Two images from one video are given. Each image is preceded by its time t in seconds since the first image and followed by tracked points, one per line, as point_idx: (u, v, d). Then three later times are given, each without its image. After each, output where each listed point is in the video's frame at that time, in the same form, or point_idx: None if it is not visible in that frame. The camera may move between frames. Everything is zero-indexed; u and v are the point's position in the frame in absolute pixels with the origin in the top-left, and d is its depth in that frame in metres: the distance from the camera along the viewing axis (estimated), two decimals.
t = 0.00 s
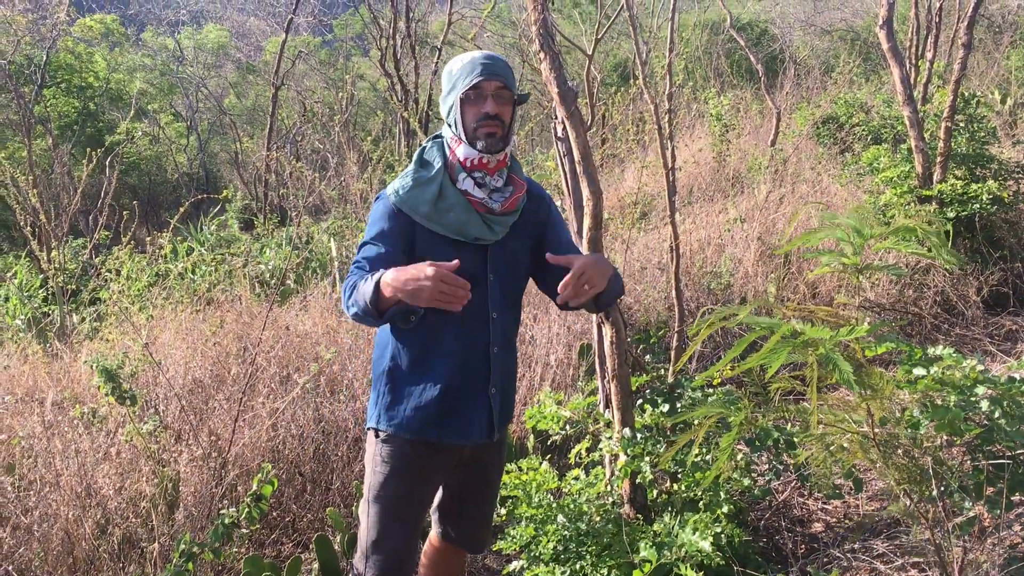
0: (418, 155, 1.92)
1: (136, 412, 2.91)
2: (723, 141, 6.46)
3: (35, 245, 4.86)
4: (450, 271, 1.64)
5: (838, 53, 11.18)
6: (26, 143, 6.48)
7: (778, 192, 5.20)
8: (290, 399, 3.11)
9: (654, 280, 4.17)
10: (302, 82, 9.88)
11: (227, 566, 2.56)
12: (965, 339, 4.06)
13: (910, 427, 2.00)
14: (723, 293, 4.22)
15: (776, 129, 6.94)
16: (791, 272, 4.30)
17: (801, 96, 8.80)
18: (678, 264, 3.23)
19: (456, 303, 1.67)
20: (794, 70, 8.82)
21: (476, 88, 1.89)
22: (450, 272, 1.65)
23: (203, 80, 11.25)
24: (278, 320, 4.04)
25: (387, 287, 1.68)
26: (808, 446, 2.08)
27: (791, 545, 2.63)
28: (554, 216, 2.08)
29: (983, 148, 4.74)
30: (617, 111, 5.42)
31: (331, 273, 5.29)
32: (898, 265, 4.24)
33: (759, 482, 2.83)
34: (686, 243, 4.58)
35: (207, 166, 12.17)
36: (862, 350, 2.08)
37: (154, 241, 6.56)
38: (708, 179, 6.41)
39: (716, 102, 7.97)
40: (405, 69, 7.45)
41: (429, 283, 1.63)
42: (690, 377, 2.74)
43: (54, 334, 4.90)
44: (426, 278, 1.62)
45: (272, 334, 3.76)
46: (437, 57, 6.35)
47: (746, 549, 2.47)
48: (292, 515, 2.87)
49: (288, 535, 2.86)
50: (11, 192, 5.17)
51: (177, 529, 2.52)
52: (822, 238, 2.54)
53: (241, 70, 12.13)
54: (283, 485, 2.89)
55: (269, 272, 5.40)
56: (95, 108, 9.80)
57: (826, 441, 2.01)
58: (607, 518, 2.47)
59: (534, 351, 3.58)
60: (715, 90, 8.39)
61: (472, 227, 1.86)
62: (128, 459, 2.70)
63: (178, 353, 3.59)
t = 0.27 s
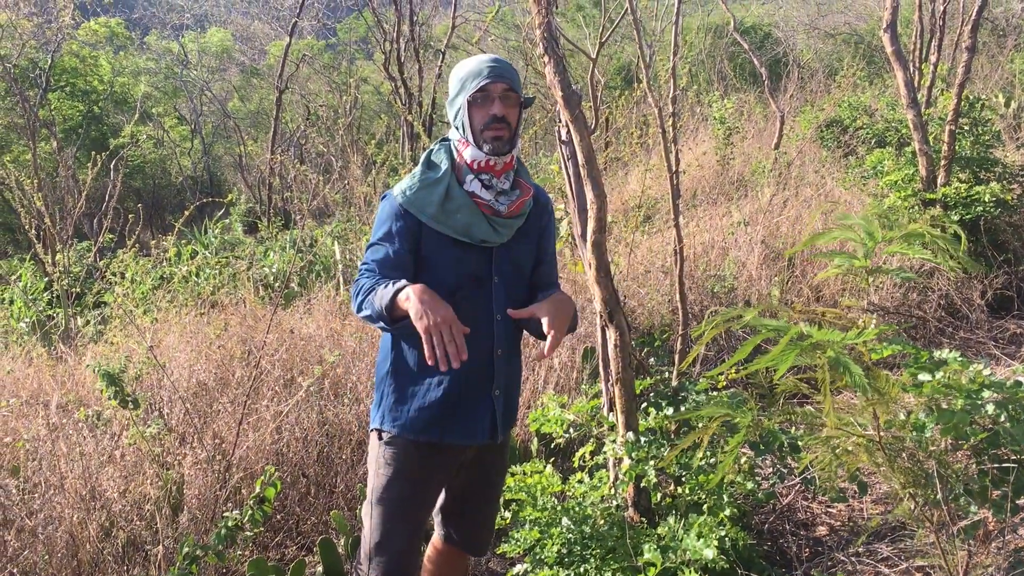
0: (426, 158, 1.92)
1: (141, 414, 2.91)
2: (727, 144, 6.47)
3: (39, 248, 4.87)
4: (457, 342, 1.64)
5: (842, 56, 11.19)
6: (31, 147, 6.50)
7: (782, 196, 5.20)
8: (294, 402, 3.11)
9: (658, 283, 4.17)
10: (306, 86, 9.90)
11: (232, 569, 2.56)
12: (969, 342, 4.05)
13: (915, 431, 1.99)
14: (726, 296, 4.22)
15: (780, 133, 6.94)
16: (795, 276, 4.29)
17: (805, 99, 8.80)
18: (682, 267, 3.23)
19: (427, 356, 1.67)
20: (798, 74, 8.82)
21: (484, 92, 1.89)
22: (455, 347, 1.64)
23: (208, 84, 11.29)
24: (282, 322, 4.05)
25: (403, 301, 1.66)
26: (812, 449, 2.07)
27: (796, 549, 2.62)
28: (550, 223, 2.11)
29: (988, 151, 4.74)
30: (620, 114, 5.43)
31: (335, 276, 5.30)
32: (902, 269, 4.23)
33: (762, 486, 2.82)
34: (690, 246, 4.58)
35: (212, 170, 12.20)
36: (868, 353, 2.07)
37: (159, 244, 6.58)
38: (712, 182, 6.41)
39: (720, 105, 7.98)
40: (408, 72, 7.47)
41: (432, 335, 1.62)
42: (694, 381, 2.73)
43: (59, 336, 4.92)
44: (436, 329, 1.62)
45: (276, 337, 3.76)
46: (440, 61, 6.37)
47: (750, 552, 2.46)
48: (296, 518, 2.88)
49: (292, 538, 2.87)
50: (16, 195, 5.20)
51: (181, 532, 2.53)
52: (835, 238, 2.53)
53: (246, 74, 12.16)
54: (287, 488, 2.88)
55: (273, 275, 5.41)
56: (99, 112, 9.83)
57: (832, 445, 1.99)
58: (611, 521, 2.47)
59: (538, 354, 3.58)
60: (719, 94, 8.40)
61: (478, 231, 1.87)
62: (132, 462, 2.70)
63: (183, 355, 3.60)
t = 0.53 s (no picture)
0: (425, 159, 1.92)
1: (142, 416, 2.89)
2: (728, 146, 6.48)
3: (41, 250, 4.88)
4: (465, 336, 1.60)
5: (843, 58, 11.20)
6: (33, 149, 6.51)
7: (783, 197, 5.20)
8: (295, 404, 3.11)
9: (659, 285, 4.17)
10: (307, 88, 9.92)
11: (233, 571, 2.56)
12: (971, 343, 4.05)
13: (917, 431, 1.99)
14: (728, 298, 4.22)
15: (781, 134, 6.95)
16: (796, 277, 4.29)
17: (806, 101, 8.81)
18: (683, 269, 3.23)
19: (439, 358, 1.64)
20: (798, 76, 8.84)
21: (485, 94, 1.89)
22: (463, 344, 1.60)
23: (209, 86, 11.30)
24: (284, 324, 4.05)
25: (410, 305, 1.66)
26: (814, 450, 2.09)
27: (797, 550, 2.62)
28: (548, 225, 2.11)
29: (988, 153, 4.74)
30: (621, 116, 5.43)
31: (337, 278, 5.31)
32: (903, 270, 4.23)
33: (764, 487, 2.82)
34: (691, 247, 4.58)
35: (213, 172, 12.22)
36: (870, 355, 2.07)
37: (160, 246, 6.59)
38: (713, 183, 6.41)
39: (721, 107, 7.99)
40: (409, 74, 7.48)
41: (439, 332, 1.60)
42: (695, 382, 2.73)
43: (61, 339, 4.92)
44: (442, 325, 1.60)
45: (277, 338, 3.77)
46: (441, 63, 6.37)
47: (751, 554, 2.46)
48: (297, 519, 2.88)
49: (293, 540, 2.86)
50: (18, 198, 5.20)
51: (182, 533, 2.52)
52: (838, 238, 2.53)
53: (247, 76, 12.18)
54: (288, 490, 2.89)
55: (274, 276, 5.41)
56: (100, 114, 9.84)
57: (834, 445, 2.02)
58: (612, 523, 2.46)
59: (539, 356, 3.58)
60: (720, 95, 8.41)
61: (478, 232, 1.87)
62: (133, 464, 2.70)
63: (184, 357, 3.60)
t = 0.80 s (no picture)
0: (422, 161, 1.92)
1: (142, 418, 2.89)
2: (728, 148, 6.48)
3: (41, 252, 4.88)
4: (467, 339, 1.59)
5: (843, 60, 11.21)
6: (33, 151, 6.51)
7: (783, 199, 5.21)
8: (296, 406, 3.11)
9: (660, 287, 4.17)
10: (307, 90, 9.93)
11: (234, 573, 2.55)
12: (972, 344, 4.04)
13: (918, 433, 1.99)
14: (728, 299, 4.23)
15: (781, 136, 6.95)
16: (797, 279, 4.30)
17: (806, 102, 8.82)
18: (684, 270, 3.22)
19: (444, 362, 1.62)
20: (799, 77, 8.84)
21: (483, 97, 1.89)
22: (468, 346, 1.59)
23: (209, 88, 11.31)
24: (284, 326, 4.06)
25: (412, 311, 1.66)
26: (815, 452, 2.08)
27: (798, 551, 2.61)
28: (544, 226, 2.11)
29: (989, 154, 4.74)
30: (621, 118, 5.43)
31: (337, 280, 5.31)
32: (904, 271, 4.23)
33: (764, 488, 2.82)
34: (691, 249, 4.59)
35: (213, 174, 12.22)
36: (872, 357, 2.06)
37: (160, 247, 6.59)
38: (713, 185, 6.42)
39: (721, 108, 7.99)
40: (410, 76, 7.48)
41: (442, 335, 1.59)
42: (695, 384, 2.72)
43: (61, 340, 4.92)
44: (445, 328, 1.59)
45: (278, 340, 3.76)
46: (442, 65, 6.38)
47: (752, 555, 2.46)
48: (297, 521, 2.88)
49: (294, 542, 2.86)
50: (18, 199, 5.20)
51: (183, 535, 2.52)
52: (839, 239, 2.53)
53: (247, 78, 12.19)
54: (289, 491, 2.89)
55: (274, 278, 5.41)
56: (100, 116, 9.84)
57: (835, 446, 2.01)
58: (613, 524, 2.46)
59: (539, 358, 3.58)
60: (720, 97, 8.42)
61: (476, 235, 1.87)
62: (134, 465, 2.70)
63: (185, 359, 3.60)
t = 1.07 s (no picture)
0: (419, 163, 1.92)
1: (143, 419, 2.89)
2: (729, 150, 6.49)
3: (42, 254, 4.88)
4: (459, 336, 1.58)
5: (844, 62, 11.22)
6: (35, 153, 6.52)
7: (784, 200, 5.21)
8: (297, 407, 3.11)
9: (661, 288, 4.17)
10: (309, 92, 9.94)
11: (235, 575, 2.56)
12: (974, 346, 4.03)
13: (920, 434, 1.98)
14: (729, 300, 4.23)
15: (782, 137, 6.96)
16: (798, 280, 4.30)
17: (808, 104, 8.82)
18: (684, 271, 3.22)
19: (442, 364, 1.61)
20: (800, 79, 8.85)
21: (482, 99, 1.89)
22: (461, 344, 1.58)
23: (210, 90, 11.33)
24: (286, 327, 4.06)
25: (408, 315, 1.66)
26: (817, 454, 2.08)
27: (799, 553, 2.61)
28: (543, 227, 2.12)
29: (990, 155, 4.74)
30: (622, 120, 5.44)
31: (338, 281, 5.31)
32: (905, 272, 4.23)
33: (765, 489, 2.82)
34: (693, 250, 4.59)
35: (215, 176, 12.24)
36: (872, 357, 2.06)
37: (162, 249, 6.60)
38: (714, 187, 6.42)
39: (723, 110, 7.99)
40: (410, 78, 7.49)
41: (437, 335, 1.59)
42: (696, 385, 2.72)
43: (62, 342, 4.93)
44: (439, 328, 1.60)
45: (279, 342, 3.77)
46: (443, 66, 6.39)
47: (753, 556, 2.46)
48: (298, 522, 2.88)
49: (295, 543, 2.86)
50: (20, 201, 5.21)
51: (185, 536, 2.52)
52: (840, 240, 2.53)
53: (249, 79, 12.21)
54: (290, 493, 2.89)
55: (276, 280, 5.42)
56: (102, 118, 9.85)
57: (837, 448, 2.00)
58: (613, 525, 2.46)
59: (540, 359, 3.58)
60: (721, 99, 8.42)
61: (475, 238, 1.88)
62: (135, 467, 2.70)
63: (186, 361, 3.60)
